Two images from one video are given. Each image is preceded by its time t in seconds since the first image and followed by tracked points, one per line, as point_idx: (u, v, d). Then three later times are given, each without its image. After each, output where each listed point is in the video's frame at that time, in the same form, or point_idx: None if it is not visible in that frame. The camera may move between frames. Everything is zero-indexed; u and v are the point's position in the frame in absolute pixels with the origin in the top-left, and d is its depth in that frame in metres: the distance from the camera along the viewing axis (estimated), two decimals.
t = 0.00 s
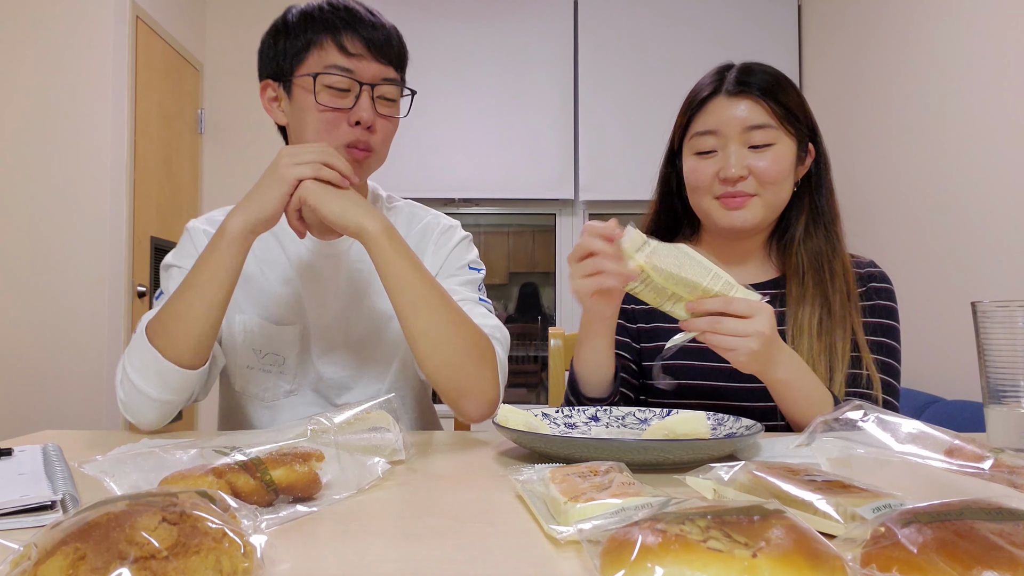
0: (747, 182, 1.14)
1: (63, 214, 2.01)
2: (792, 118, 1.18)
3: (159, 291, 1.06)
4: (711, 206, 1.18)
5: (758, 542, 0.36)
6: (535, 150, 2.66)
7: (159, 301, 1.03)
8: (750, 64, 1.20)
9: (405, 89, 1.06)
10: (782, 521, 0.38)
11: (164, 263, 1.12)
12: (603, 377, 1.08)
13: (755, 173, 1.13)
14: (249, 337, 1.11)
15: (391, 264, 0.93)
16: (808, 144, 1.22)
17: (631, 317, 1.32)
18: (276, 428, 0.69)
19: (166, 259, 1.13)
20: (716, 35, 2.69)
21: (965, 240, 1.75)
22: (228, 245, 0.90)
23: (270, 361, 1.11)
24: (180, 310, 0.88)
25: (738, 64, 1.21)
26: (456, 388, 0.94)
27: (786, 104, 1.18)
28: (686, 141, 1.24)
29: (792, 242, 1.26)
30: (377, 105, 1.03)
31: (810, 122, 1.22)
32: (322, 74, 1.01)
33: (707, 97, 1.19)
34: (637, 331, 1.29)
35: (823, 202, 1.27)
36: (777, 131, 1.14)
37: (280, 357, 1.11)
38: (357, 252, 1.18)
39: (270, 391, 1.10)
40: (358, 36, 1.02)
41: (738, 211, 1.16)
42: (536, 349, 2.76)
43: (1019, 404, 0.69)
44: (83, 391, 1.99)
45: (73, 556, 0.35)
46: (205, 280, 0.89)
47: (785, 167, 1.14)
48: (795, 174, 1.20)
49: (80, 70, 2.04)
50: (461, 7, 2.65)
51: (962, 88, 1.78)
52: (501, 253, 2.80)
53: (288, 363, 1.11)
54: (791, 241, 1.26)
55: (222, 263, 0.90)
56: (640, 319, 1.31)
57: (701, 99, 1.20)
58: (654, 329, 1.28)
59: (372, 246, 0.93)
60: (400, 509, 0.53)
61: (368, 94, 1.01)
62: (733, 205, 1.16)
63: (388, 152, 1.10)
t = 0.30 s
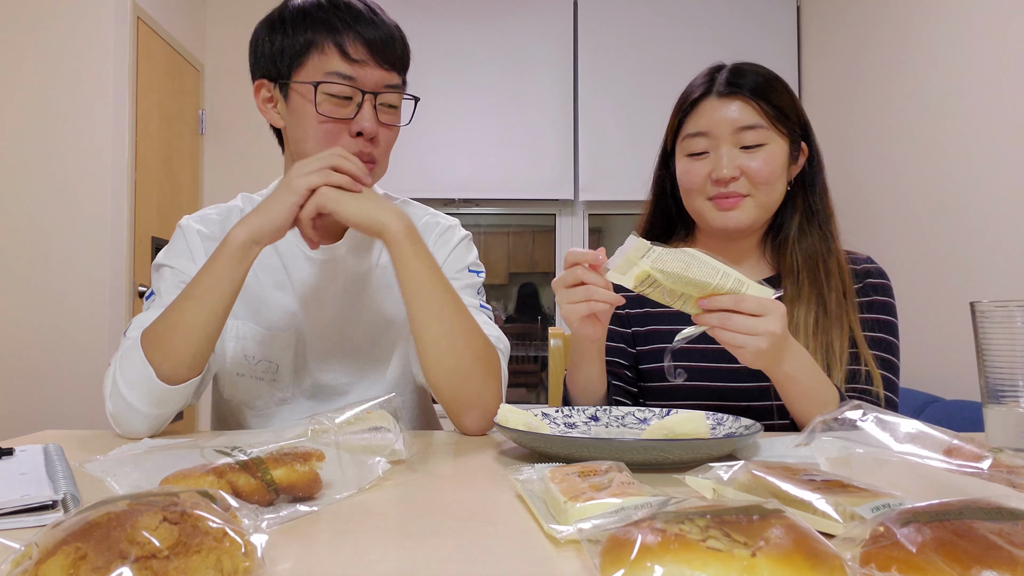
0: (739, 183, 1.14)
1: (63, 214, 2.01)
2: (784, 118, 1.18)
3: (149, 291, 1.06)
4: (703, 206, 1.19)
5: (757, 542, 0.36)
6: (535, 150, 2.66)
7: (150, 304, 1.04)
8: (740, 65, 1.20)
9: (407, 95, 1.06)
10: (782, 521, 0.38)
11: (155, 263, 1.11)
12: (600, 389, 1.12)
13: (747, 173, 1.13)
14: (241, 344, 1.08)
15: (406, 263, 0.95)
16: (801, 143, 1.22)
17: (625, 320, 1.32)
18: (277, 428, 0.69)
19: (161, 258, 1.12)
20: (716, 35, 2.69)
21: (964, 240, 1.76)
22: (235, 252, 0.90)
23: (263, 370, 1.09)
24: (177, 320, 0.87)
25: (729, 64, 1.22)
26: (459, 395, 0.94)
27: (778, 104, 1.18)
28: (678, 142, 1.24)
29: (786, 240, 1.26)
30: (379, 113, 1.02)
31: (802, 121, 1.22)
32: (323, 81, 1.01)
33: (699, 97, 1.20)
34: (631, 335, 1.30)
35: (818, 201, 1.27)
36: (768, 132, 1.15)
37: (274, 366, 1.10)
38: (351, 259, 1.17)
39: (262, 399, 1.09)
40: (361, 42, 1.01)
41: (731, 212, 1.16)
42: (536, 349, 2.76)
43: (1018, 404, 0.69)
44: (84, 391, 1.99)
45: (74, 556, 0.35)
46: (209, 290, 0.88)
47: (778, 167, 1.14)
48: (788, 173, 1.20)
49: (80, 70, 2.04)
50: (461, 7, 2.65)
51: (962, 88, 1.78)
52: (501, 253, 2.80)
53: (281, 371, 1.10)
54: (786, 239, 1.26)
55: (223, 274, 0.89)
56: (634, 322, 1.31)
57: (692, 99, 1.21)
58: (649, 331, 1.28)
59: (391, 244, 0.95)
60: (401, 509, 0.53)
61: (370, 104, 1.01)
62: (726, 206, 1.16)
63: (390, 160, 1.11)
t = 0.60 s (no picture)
0: (735, 182, 1.14)
1: (63, 214, 2.01)
2: (779, 117, 1.18)
3: (148, 293, 1.07)
4: (700, 206, 1.19)
5: (757, 542, 0.36)
6: (535, 150, 2.66)
7: (149, 306, 1.04)
8: (734, 64, 1.20)
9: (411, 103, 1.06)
10: (782, 521, 0.38)
11: (156, 266, 1.11)
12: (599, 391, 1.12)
13: (743, 172, 1.13)
14: (239, 351, 1.09)
15: (426, 254, 1.00)
16: (797, 141, 1.22)
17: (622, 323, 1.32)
18: (277, 428, 0.69)
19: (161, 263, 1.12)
20: (716, 35, 2.69)
21: (964, 239, 1.76)
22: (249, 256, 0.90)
23: (261, 378, 1.09)
24: (182, 325, 0.87)
25: (723, 63, 1.22)
26: (469, 395, 0.96)
27: (773, 102, 1.18)
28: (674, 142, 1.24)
29: (783, 238, 1.26)
30: (386, 122, 1.04)
31: (797, 119, 1.22)
32: (331, 92, 1.00)
33: (694, 97, 1.20)
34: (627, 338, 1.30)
35: (814, 199, 1.27)
36: (763, 130, 1.15)
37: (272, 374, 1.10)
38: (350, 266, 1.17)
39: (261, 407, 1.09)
40: (369, 53, 1.02)
41: (727, 211, 1.16)
42: (536, 349, 2.76)
43: (1018, 404, 0.69)
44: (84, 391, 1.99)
45: (75, 556, 0.35)
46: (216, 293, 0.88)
47: (773, 166, 1.15)
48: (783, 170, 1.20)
49: (80, 70, 2.04)
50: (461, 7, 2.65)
51: (962, 88, 1.78)
52: (501, 253, 2.80)
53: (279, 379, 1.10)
54: (782, 238, 1.26)
55: (230, 276, 0.89)
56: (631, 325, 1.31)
57: (687, 99, 1.21)
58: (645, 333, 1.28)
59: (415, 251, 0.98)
60: (400, 509, 0.53)
61: (378, 114, 1.01)
62: (722, 206, 1.16)
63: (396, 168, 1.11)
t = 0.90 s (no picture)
0: (731, 182, 1.14)
1: (63, 214, 2.01)
2: (775, 117, 1.18)
3: (148, 293, 1.06)
4: (696, 206, 1.19)
5: (757, 542, 0.36)
6: (535, 150, 2.66)
7: (149, 307, 1.04)
8: (730, 64, 1.20)
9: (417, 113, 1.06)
10: (782, 521, 0.38)
11: (156, 267, 1.11)
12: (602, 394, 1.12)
13: (738, 172, 1.13)
14: (239, 354, 1.09)
15: (434, 254, 1.01)
16: (793, 140, 1.22)
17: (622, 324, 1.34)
18: (278, 428, 0.69)
19: (162, 263, 1.12)
20: (716, 36, 2.69)
21: (964, 240, 1.76)
22: (254, 260, 0.90)
23: (261, 384, 1.09)
24: (184, 327, 0.87)
25: (718, 63, 1.22)
26: (472, 395, 0.96)
27: (768, 102, 1.18)
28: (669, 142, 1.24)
29: (780, 238, 1.25)
30: (391, 132, 1.03)
31: (793, 118, 1.22)
32: (338, 101, 1.01)
33: (689, 96, 1.20)
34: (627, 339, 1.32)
35: (812, 198, 1.27)
36: (758, 130, 1.15)
37: (273, 380, 1.10)
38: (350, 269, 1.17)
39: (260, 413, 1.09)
40: (378, 65, 1.02)
41: (723, 211, 1.16)
42: (536, 349, 2.77)
43: (1018, 404, 0.69)
44: (84, 391, 1.99)
45: (74, 556, 0.35)
46: (219, 295, 0.88)
47: (768, 166, 1.15)
48: (779, 169, 1.20)
49: (80, 71, 2.04)
50: (461, 8, 2.65)
51: (962, 88, 1.78)
52: (501, 253, 2.80)
53: (279, 385, 1.10)
54: (780, 237, 1.26)
55: (231, 277, 0.89)
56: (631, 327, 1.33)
57: (682, 99, 1.21)
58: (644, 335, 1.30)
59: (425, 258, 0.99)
60: (401, 508, 0.53)
61: (384, 123, 1.01)
62: (718, 205, 1.16)
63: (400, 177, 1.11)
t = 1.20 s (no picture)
0: (724, 179, 1.14)
1: (62, 214, 2.01)
2: (770, 115, 1.18)
3: (149, 292, 1.07)
4: (690, 203, 1.19)
5: (758, 542, 0.36)
6: (535, 151, 2.66)
7: (149, 307, 1.04)
8: (725, 62, 1.20)
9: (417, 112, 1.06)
10: (782, 521, 0.38)
11: (157, 266, 1.11)
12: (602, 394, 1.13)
13: (732, 170, 1.13)
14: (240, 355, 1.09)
15: (442, 252, 1.02)
16: (787, 139, 1.22)
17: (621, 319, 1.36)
18: (278, 428, 0.69)
19: (163, 262, 1.12)
20: (716, 36, 2.69)
21: (964, 239, 1.76)
22: (261, 264, 0.90)
23: (262, 385, 1.09)
24: (186, 327, 0.87)
25: (712, 61, 1.22)
26: (475, 395, 0.96)
27: (763, 101, 1.17)
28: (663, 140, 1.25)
29: (774, 236, 1.25)
30: (391, 132, 1.04)
31: (787, 116, 1.22)
32: (337, 101, 1.01)
33: (683, 94, 1.20)
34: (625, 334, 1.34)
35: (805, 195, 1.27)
36: (752, 128, 1.15)
37: (273, 382, 1.09)
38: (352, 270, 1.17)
39: (261, 414, 1.09)
40: (376, 62, 1.02)
41: (717, 209, 1.16)
42: (536, 348, 2.77)
43: (1018, 404, 0.68)
44: (84, 391, 1.99)
45: (74, 556, 0.35)
46: (221, 295, 0.88)
47: (762, 163, 1.15)
48: (773, 168, 1.20)
49: (80, 71, 2.04)
50: (461, 7, 2.65)
51: (962, 88, 1.78)
52: (501, 253, 2.80)
53: (280, 386, 1.10)
54: (774, 236, 1.26)
55: (230, 277, 0.90)
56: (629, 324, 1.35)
57: (676, 97, 1.21)
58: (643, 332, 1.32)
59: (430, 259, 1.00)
60: (402, 509, 0.53)
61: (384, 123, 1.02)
62: (712, 203, 1.16)
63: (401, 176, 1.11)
